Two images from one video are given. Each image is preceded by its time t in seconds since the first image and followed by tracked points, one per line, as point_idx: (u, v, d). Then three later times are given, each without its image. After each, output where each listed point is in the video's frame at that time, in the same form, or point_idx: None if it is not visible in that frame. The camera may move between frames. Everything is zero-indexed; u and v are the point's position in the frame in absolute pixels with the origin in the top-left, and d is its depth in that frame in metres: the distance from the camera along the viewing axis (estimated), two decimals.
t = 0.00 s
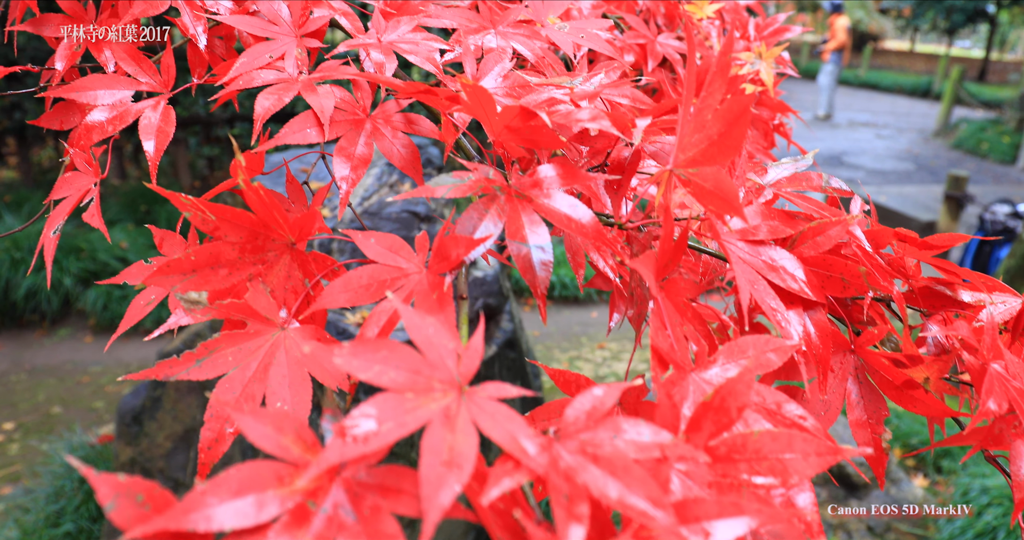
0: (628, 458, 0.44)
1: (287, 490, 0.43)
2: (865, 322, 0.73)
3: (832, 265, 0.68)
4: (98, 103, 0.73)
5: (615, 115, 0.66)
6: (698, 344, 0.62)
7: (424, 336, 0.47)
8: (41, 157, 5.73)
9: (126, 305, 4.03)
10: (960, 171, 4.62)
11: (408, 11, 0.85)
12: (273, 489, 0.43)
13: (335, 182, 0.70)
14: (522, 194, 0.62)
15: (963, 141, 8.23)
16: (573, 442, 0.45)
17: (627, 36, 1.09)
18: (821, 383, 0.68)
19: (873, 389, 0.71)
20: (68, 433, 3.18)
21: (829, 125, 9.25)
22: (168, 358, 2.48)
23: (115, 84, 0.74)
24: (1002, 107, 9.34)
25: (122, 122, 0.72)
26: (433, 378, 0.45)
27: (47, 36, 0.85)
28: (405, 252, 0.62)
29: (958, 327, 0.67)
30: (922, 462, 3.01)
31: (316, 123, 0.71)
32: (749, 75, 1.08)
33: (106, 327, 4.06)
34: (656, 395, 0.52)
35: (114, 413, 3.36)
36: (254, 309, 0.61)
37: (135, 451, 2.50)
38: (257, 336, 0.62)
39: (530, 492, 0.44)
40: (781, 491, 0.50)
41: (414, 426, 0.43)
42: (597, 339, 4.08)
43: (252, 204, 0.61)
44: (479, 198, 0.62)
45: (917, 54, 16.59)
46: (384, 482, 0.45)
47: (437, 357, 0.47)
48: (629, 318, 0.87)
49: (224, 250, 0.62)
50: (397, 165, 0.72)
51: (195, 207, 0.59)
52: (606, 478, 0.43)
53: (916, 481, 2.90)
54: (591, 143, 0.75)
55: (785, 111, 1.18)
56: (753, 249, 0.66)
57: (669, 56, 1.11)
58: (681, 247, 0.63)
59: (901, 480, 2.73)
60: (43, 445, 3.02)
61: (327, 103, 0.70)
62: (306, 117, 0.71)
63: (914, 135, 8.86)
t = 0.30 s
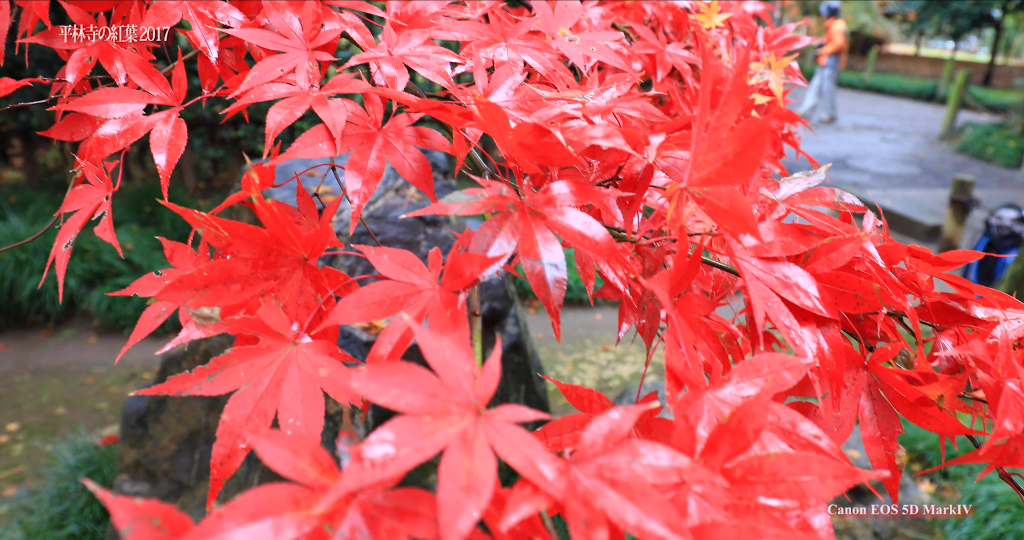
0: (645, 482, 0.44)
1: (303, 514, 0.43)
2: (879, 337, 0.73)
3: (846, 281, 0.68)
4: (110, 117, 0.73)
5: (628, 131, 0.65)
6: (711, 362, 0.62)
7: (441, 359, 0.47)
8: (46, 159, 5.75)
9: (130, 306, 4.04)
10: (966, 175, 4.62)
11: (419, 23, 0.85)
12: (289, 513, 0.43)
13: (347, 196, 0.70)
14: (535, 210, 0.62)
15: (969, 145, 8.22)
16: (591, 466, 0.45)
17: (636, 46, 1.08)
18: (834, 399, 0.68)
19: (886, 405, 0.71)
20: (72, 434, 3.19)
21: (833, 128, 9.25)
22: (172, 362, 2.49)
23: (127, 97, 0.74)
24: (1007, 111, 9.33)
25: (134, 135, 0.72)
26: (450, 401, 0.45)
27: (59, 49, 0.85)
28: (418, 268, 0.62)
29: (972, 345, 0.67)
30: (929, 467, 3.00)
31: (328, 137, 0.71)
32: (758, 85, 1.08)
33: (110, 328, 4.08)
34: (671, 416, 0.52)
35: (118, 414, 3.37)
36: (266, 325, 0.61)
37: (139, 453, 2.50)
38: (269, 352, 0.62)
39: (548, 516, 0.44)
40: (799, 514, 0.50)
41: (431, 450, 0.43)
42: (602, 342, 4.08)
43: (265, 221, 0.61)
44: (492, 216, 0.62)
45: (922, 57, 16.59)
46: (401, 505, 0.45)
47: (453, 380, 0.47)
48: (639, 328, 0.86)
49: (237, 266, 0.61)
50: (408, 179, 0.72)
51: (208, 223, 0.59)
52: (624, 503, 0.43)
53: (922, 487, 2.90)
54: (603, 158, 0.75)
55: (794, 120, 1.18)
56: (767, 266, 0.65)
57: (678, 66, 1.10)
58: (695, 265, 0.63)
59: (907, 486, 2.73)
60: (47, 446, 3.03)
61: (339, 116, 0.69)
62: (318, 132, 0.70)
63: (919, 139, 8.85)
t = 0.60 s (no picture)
0: (663, 507, 0.44)
1: (321, 537, 0.43)
2: (891, 353, 0.72)
3: (860, 298, 0.68)
4: (123, 131, 0.73)
5: (642, 147, 0.65)
6: (726, 379, 0.62)
7: (458, 381, 0.47)
8: (52, 162, 5.77)
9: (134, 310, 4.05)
10: (971, 180, 4.62)
11: (430, 37, 0.85)
12: (307, 536, 0.42)
13: (358, 211, 0.70)
14: (549, 228, 0.62)
15: (974, 150, 8.22)
16: (608, 490, 0.45)
17: (645, 57, 1.08)
18: (848, 416, 0.68)
19: (900, 422, 0.71)
20: (76, 438, 3.20)
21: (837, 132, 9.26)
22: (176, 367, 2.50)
23: (139, 112, 0.74)
24: (1012, 116, 9.33)
25: (146, 149, 0.72)
26: (467, 424, 0.45)
27: (71, 62, 0.85)
28: (432, 285, 0.62)
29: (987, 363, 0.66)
30: (934, 474, 3.00)
31: (340, 151, 0.71)
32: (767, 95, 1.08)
33: (114, 331, 4.09)
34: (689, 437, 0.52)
35: (122, 417, 3.37)
36: (279, 341, 0.61)
37: (144, 457, 2.51)
38: (282, 368, 0.61)
39: None
40: (816, 537, 0.49)
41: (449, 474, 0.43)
42: (605, 346, 4.08)
43: (279, 237, 0.61)
44: (506, 233, 0.62)
45: (926, 60, 16.58)
46: (417, 528, 0.45)
47: (470, 403, 0.46)
48: (649, 341, 0.86)
49: (250, 282, 0.61)
50: (420, 194, 0.72)
51: (222, 240, 0.60)
52: (642, 528, 0.43)
53: (927, 494, 2.89)
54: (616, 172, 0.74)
55: (802, 130, 1.18)
56: (780, 283, 0.65)
57: (687, 76, 1.10)
58: (708, 282, 0.63)
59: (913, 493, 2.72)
60: (51, 449, 3.03)
61: (351, 132, 0.69)
62: (330, 146, 0.70)
63: (924, 144, 8.84)
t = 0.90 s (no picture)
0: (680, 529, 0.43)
1: None
2: (904, 369, 0.72)
3: (873, 314, 0.68)
4: (135, 145, 0.74)
5: (654, 163, 0.65)
6: (739, 396, 0.62)
7: (473, 401, 0.46)
8: (59, 173, 5.80)
9: (140, 321, 4.06)
10: (978, 190, 4.62)
11: (441, 50, 0.86)
12: None
13: (370, 226, 0.70)
14: (561, 244, 0.62)
15: (980, 159, 8.20)
16: (624, 512, 0.44)
17: (654, 68, 1.08)
18: (861, 433, 0.67)
19: (912, 438, 0.71)
20: (82, 450, 3.20)
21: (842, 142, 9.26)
22: (182, 380, 2.50)
23: (152, 126, 0.74)
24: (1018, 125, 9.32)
25: (158, 164, 0.72)
26: (483, 445, 0.45)
27: (83, 75, 0.85)
28: (444, 302, 0.62)
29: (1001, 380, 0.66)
30: (942, 488, 2.98)
31: (352, 167, 0.71)
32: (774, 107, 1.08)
33: (121, 343, 4.10)
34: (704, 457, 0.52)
35: (128, 430, 3.38)
36: (291, 358, 0.61)
37: (150, 470, 2.51)
38: (293, 385, 0.61)
39: None
40: None
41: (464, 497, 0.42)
42: (610, 358, 4.08)
43: (292, 254, 0.61)
44: (519, 249, 0.61)
45: (931, 69, 16.58)
46: None
47: (485, 423, 0.46)
48: (658, 355, 0.87)
49: (263, 299, 0.61)
50: (431, 209, 0.72)
51: (235, 257, 0.60)
52: None
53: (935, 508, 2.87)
54: (627, 187, 0.74)
55: (811, 142, 1.17)
56: (793, 299, 0.65)
57: (696, 88, 1.10)
58: (721, 299, 0.63)
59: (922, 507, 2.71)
60: (58, 462, 3.03)
61: (363, 146, 0.69)
62: (342, 162, 0.70)
63: (930, 153, 8.83)
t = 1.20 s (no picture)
0: None
1: None
2: (915, 385, 0.72)
3: (884, 330, 0.68)
4: (146, 161, 0.74)
5: (665, 180, 0.65)
6: (750, 414, 0.62)
7: (487, 424, 0.47)
8: (66, 182, 5.83)
9: (147, 328, 4.07)
10: (984, 197, 4.62)
11: (450, 65, 0.86)
12: None
13: (380, 242, 0.70)
14: (572, 262, 0.62)
15: (986, 165, 8.19)
16: (638, 535, 0.44)
17: (662, 81, 1.08)
18: (872, 451, 0.67)
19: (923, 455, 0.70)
20: (89, 458, 3.21)
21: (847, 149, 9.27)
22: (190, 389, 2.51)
23: (163, 142, 0.75)
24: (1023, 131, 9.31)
25: (170, 181, 0.72)
26: (496, 468, 0.45)
27: (94, 90, 0.85)
28: (455, 319, 0.62)
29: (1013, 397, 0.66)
30: (950, 496, 2.96)
31: (362, 184, 0.71)
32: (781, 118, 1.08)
33: (128, 350, 4.11)
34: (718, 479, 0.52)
35: (134, 437, 3.39)
36: (302, 376, 0.60)
37: (157, 478, 2.52)
38: (305, 402, 0.61)
39: None
40: None
41: (479, 521, 0.42)
42: (616, 366, 4.08)
43: (303, 272, 0.61)
44: (529, 267, 0.61)
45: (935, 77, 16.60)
46: None
47: (499, 446, 0.46)
48: (667, 368, 0.87)
49: (275, 316, 0.62)
50: (442, 225, 0.72)
51: (248, 275, 0.60)
52: None
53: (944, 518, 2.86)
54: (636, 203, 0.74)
55: (819, 154, 1.16)
56: (804, 316, 0.65)
57: (704, 101, 1.10)
58: (732, 317, 0.62)
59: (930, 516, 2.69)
60: (65, 470, 3.04)
61: (374, 163, 0.69)
62: (352, 179, 0.71)
63: (935, 159, 8.82)
